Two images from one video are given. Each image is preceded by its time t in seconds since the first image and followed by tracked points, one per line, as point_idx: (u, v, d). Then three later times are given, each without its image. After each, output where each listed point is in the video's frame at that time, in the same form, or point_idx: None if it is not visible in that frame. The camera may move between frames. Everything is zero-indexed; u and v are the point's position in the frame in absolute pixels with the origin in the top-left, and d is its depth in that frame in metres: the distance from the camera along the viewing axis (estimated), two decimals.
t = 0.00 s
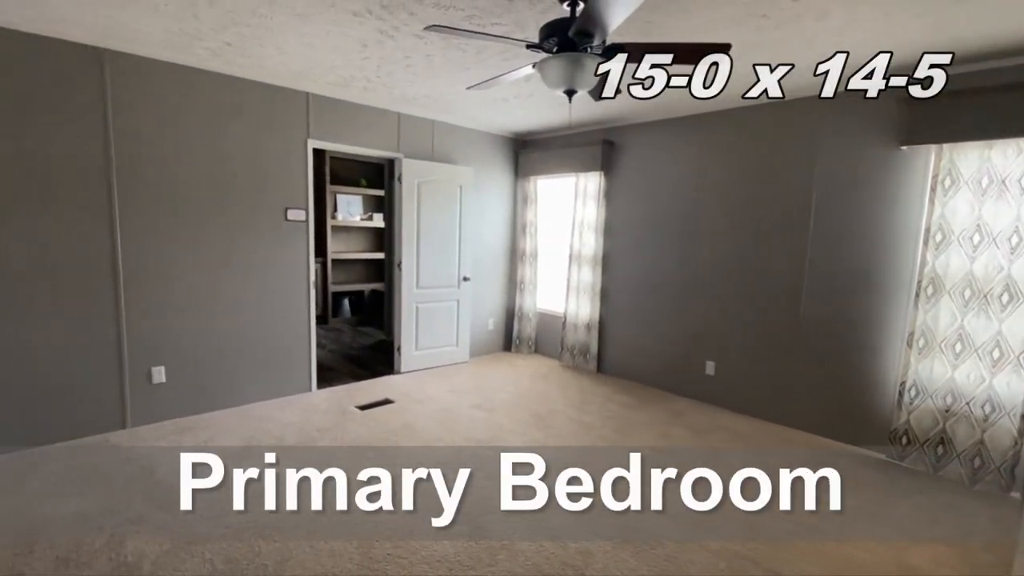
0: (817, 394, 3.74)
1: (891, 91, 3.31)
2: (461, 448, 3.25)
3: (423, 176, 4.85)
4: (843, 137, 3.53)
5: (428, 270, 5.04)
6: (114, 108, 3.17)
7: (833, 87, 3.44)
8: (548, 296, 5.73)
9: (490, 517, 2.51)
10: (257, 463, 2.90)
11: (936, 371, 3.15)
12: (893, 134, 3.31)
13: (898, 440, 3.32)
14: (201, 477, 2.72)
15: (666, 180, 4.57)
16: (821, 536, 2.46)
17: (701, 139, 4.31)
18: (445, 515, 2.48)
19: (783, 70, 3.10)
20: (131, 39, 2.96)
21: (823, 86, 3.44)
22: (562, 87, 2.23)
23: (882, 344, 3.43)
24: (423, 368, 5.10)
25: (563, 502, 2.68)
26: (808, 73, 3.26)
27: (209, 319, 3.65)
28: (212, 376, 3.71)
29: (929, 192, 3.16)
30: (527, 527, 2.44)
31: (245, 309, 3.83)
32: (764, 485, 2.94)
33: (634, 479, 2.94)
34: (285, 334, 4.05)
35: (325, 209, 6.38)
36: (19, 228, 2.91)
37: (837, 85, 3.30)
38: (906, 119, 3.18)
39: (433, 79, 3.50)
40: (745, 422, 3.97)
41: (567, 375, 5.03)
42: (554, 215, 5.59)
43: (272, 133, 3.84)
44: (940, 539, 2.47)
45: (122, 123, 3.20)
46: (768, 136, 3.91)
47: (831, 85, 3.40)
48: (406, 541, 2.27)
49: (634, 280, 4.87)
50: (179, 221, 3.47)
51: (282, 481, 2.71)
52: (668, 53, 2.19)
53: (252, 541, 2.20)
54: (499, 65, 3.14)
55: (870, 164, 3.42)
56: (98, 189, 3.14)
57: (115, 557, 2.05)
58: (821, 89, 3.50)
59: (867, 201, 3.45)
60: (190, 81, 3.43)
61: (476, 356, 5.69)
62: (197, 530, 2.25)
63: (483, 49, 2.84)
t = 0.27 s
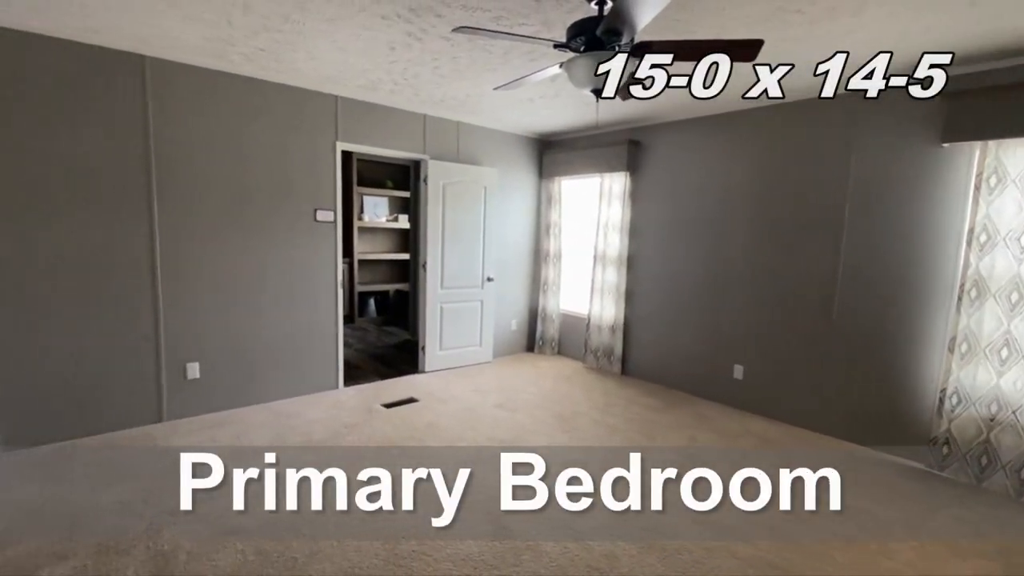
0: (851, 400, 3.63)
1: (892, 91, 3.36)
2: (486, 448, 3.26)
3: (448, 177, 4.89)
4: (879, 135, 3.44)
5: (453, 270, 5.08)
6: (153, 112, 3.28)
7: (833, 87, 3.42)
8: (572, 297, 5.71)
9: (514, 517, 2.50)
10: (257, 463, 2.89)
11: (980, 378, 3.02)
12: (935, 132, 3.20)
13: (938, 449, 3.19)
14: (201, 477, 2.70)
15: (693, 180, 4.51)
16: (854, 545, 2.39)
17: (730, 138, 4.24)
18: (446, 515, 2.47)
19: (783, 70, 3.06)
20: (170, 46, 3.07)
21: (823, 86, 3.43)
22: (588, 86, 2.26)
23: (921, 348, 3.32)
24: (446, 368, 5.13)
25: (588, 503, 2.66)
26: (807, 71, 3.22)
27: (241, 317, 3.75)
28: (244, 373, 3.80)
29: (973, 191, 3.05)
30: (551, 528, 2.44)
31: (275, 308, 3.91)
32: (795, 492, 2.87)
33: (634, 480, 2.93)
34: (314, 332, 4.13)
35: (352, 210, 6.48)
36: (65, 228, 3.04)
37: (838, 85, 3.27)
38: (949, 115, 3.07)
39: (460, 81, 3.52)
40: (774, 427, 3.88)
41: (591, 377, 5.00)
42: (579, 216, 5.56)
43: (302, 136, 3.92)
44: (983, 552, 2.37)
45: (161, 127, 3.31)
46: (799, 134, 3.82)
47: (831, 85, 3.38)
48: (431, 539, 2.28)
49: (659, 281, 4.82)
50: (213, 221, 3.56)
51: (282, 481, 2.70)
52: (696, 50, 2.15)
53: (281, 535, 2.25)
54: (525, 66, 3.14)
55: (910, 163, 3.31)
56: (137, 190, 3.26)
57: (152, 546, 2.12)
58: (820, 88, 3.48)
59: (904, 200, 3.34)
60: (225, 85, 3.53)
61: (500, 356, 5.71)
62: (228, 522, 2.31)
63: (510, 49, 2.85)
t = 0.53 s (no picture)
0: (887, 407, 3.51)
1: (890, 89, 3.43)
2: (509, 448, 3.26)
3: (472, 179, 4.92)
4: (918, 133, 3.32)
5: (476, 271, 5.09)
6: (189, 117, 3.38)
7: (833, 86, 3.45)
8: (595, 299, 5.66)
9: (537, 518, 2.49)
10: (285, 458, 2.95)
11: None
12: (978, 128, 3.07)
13: (981, 460, 3.05)
14: (201, 477, 2.69)
15: (720, 180, 4.44)
16: (891, 556, 2.30)
17: (760, 138, 4.16)
18: (455, 515, 2.46)
19: (783, 70, 3.07)
20: (205, 52, 3.16)
21: (823, 86, 3.46)
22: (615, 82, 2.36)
23: (963, 353, 3.19)
24: (469, 368, 5.15)
25: (611, 506, 2.64)
26: (807, 72, 3.23)
27: (270, 316, 3.83)
28: (273, 370, 3.88)
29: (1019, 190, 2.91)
30: (574, 530, 2.42)
31: (303, 306, 3.98)
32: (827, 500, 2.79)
33: (634, 480, 2.92)
34: (340, 331, 4.20)
35: (377, 211, 6.57)
36: (105, 228, 3.15)
37: (838, 85, 3.28)
38: (993, 111, 2.94)
39: (486, 81, 3.53)
40: (804, 433, 3.78)
41: (614, 380, 4.95)
42: (603, 217, 5.52)
43: (331, 138, 3.99)
44: None
45: (196, 130, 3.41)
46: (832, 132, 3.72)
47: (831, 85, 3.41)
48: (454, 538, 2.29)
49: (685, 284, 4.75)
50: (244, 221, 3.65)
51: (288, 479, 2.72)
52: (726, 45, 2.10)
53: (308, 530, 2.28)
54: (551, 66, 3.13)
55: (951, 161, 3.19)
56: (173, 192, 3.36)
57: (184, 537, 2.18)
58: (819, 87, 3.51)
59: (943, 200, 3.23)
60: (256, 88, 3.61)
61: (522, 357, 5.70)
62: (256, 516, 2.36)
63: (535, 49, 2.85)
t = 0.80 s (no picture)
0: (923, 414, 3.39)
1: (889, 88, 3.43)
2: (530, 449, 3.25)
3: (494, 179, 4.93)
4: (957, 129, 3.20)
5: (498, 272, 5.10)
6: (220, 120, 3.46)
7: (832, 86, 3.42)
8: (617, 300, 5.61)
9: (559, 519, 2.47)
10: (309, 454, 3.00)
11: None
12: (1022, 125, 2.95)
13: None
14: (229, 470, 2.75)
15: (747, 180, 4.36)
16: (928, 568, 2.22)
17: (789, 137, 4.06)
18: (465, 514, 2.45)
19: (783, 70, 3.03)
20: (235, 56, 3.24)
21: (823, 86, 3.43)
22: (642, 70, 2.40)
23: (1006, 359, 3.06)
24: (491, 369, 5.16)
25: (635, 509, 2.60)
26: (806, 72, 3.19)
27: (296, 314, 3.89)
28: (298, 367, 3.94)
29: None
30: (597, 532, 2.39)
31: (328, 305, 4.04)
32: (859, 509, 2.70)
33: (644, 481, 2.90)
34: (363, 331, 4.24)
35: (401, 213, 6.64)
36: (140, 228, 3.25)
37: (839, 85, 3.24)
38: None
39: (509, 82, 3.54)
40: (834, 440, 3.68)
41: (638, 383, 4.89)
42: (626, 218, 5.47)
43: (356, 140, 4.04)
44: None
45: (227, 133, 3.49)
46: (863, 130, 3.62)
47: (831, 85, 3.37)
48: (477, 537, 2.29)
49: (710, 285, 4.68)
50: (272, 222, 3.72)
51: (311, 474, 2.75)
52: (755, 40, 2.06)
53: (332, 525, 2.31)
54: (575, 65, 3.12)
55: (993, 159, 3.07)
56: (205, 192, 3.45)
57: (213, 529, 2.23)
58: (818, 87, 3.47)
59: (984, 199, 3.11)
60: (285, 91, 3.69)
61: (543, 358, 5.68)
62: (283, 510, 2.40)
63: (559, 48, 2.84)
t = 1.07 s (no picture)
0: (956, 420, 3.28)
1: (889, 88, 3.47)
2: (549, 450, 3.24)
3: (514, 180, 4.94)
4: (992, 126, 3.10)
5: (517, 272, 5.10)
6: (247, 123, 3.55)
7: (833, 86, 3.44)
8: (638, 301, 5.56)
9: (578, 520, 2.46)
10: (329, 450, 3.04)
11: None
12: None
13: None
14: (252, 465, 2.81)
15: (772, 180, 4.28)
16: None
17: (814, 135, 3.99)
18: (491, 513, 2.46)
19: (783, 71, 3.06)
20: (262, 60, 3.32)
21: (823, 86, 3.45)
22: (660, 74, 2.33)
23: None
24: (510, 369, 5.16)
25: (655, 511, 2.57)
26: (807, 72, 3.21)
27: (319, 313, 3.95)
28: (321, 365, 4.00)
29: None
30: (616, 534, 2.37)
31: (350, 304, 4.10)
32: (886, 516, 2.63)
33: (664, 484, 2.86)
34: (384, 330, 4.29)
35: (421, 214, 6.70)
36: (171, 228, 3.35)
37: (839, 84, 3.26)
38: None
39: (529, 82, 3.54)
40: (862, 445, 3.58)
41: (659, 385, 4.84)
42: (647, 218, 5.43)
43: (378, 141, 4.10)
44: None
45: (253, 135, 3.58)
46: (893, 127, 3.53)
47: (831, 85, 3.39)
48: (495, 535, 2.29)
49: (733, 287, 4.61)
50: (297, 222, 3.79)
51: (335, 470, 2.80)
52: (778, 37, 2.03)
53: (353, 520, 2.34)
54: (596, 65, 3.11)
55: None
56: (232, 193, 3.54)
57: (238, 521, 2.28)
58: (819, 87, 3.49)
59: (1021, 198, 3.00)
60: (310, 93, 3.76)
61: (563, 359, 5.67)
62: (305, 504, 2.44)
63: (580, 48, 2.84)
